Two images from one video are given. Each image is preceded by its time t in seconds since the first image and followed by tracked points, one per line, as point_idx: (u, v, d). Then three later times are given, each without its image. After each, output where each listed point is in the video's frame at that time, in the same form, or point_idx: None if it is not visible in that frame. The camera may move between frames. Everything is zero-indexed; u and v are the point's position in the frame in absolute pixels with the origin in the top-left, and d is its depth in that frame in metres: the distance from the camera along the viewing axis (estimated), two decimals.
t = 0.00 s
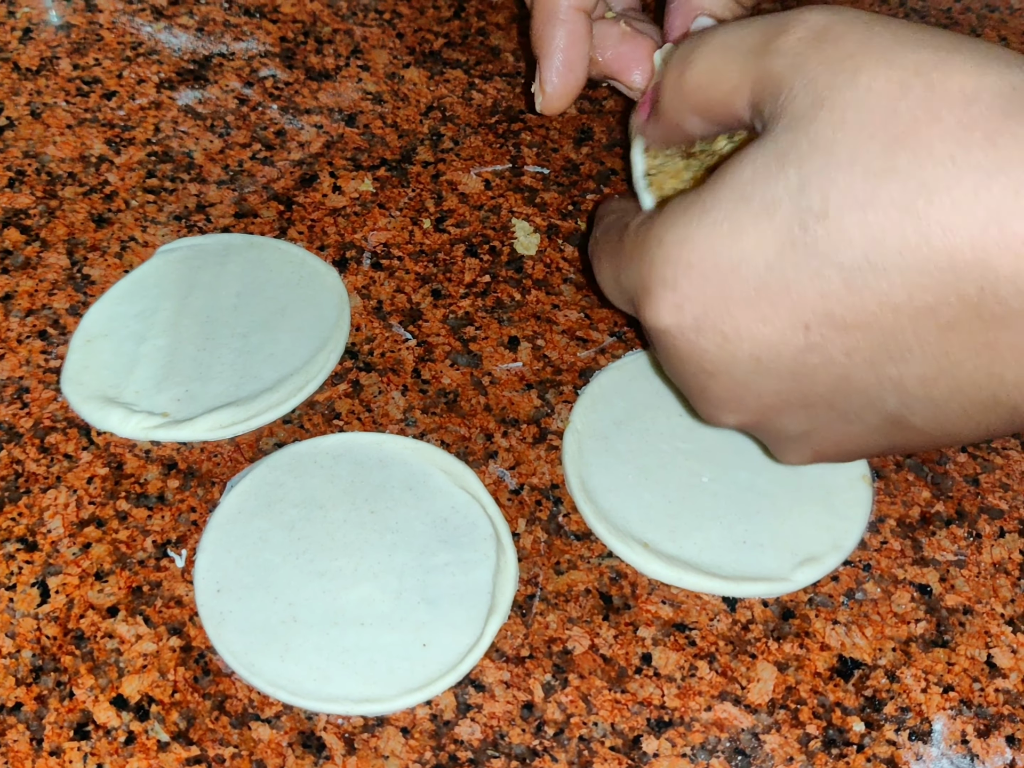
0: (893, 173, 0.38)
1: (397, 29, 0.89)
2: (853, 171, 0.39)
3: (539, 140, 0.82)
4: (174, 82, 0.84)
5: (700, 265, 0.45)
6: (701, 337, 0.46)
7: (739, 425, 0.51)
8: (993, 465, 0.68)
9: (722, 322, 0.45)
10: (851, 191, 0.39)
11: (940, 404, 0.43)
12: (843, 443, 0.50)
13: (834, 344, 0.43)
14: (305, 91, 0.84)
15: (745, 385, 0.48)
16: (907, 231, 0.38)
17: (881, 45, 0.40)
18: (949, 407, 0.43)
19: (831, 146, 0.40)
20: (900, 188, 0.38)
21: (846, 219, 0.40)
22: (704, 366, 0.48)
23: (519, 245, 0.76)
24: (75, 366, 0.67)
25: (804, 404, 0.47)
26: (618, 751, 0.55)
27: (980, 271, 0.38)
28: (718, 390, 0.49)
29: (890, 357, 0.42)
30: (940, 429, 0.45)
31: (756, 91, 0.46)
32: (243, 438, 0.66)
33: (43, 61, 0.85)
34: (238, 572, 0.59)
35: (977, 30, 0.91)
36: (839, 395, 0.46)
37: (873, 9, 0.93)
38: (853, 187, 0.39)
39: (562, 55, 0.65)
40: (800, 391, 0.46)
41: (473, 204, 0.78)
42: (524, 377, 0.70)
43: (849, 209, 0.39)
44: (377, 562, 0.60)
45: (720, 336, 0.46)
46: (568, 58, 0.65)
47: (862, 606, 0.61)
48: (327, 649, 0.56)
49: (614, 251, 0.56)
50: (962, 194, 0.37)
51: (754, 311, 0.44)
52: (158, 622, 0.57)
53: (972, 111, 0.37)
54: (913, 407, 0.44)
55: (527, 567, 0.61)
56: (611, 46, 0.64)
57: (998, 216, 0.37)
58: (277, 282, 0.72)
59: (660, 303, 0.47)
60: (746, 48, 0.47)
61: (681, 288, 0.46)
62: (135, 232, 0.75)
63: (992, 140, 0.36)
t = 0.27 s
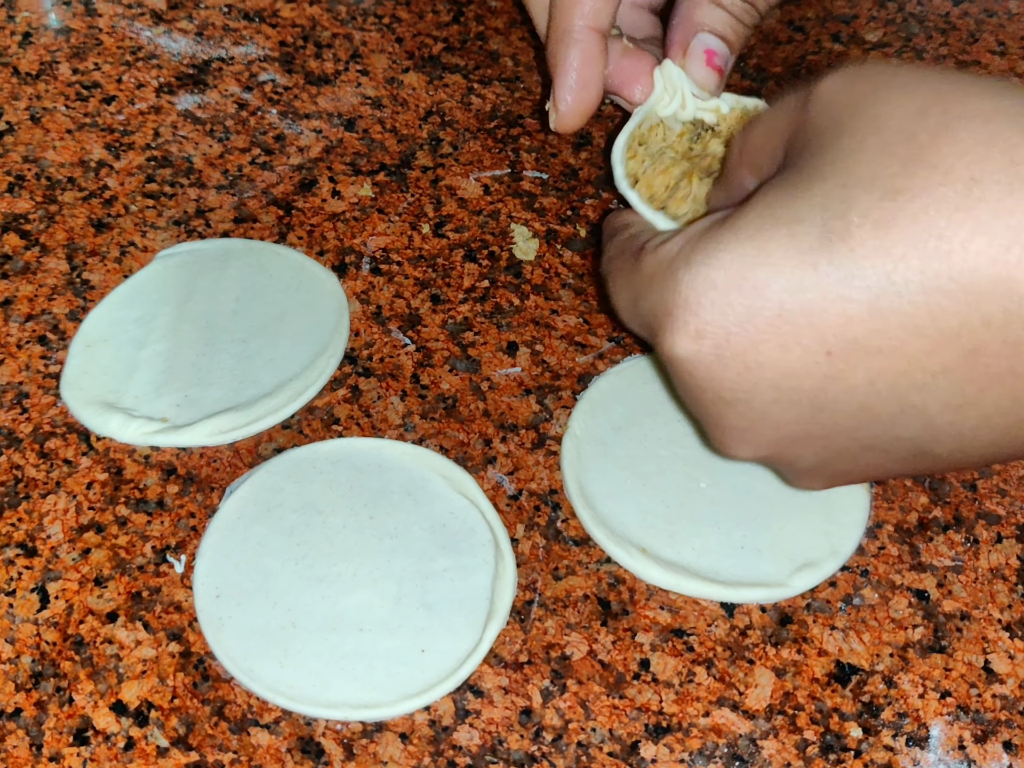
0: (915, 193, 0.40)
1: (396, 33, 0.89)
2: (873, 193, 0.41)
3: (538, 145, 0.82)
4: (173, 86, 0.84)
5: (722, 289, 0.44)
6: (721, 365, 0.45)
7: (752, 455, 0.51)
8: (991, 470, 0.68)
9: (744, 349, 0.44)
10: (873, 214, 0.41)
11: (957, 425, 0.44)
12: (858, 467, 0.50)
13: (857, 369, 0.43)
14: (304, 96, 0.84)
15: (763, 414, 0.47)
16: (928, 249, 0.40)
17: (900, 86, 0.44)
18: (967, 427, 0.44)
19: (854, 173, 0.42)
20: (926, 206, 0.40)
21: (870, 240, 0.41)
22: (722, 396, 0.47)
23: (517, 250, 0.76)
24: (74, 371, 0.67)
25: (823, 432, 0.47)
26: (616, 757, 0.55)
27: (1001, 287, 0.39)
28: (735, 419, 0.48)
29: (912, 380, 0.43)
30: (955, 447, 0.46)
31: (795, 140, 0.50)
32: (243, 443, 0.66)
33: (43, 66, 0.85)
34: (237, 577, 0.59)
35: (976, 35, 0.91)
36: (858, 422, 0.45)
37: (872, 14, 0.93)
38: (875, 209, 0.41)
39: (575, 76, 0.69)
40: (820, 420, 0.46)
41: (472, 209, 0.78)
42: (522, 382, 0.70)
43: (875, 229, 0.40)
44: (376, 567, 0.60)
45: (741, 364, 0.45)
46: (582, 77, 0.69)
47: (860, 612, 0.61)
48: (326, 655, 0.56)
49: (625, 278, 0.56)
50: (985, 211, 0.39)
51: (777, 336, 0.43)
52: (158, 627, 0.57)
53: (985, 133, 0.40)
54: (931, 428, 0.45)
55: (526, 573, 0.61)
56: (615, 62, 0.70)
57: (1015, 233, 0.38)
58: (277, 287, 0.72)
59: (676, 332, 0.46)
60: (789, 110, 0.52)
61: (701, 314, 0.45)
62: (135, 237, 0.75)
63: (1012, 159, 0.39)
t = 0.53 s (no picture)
0: (898, 166, 0.43)
1: (391, 36, 0.89)
2: (860, 167, 0.44)
3: (533, 148, 0.82)
4: (168, 90, 0.84)
5: (713, 238, 0.44)
6: (706, 319, 0.44)
7: (727, 442, 0.48)
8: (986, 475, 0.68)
9: (728, 301, 0.43)
10: (860, 182, 0.43)
11: (936, 399, 0.43)
12: (832, 462, 0.48)
13: (841, 325, 0.42)
14: (299, 99, 0.84)
15: (743, 380, 0.45)
16: (911, 207, 0.41)
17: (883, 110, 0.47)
18: (946, 402, 0.43)
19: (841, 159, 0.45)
20: (909, 176, 0.42)
21: (857, 200, 0.42)
22: (703, 358, 0.45)
23: (512, 254, 0.76)
24: (68, 374, 0.67)
25: (801, 407, 0.45)
26: (609, 761, 0.55)
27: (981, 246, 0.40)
28: (712, 385, 0.46)
29: (893, 343, 0.42)
30: (930, 433, 0.45)
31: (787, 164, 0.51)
32: (237, 447, 0.66)
33: (38, 69, 0.85)
34: (231, 581, 0.59)
35: (972, 38, 0.91)
36: (839, 392, 0.44)
37: (867, 17, 0.93)
38: (861, 175, 0.43)
39: (588, 99, 0.70)
40: (800, 386, 0.45)
41: (467, 213, 0.78)
42: (517, 386, 0.70)
43: (861, 192, 0.43)
44: (370, 571, 0.60)
45: (724, 317, 0.44)
46: (593, 99, 0.70)
47: (854, 617, 0.61)
48: (319, 659, 0.56)
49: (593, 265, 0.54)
50: (966, 174, 0.41)
51: (763, 290, 0.43)
52: (151, 631, 0.57)
53: (962, 124, 0.43)
54: (909, 402, 0.44)
55: (519, 577, 0.61)
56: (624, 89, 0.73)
57: (994, 194, 0.40)
58: (271, 290, 0.72)
59: (661, 286, 0.45)
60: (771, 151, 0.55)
61: (689, 264, 0.44)
62: (129, 241, 0.75)
63: (988, 137, 0.42)
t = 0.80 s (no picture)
0: (908, 212, 0.39)
1: (393, 36, 0.89)
2: (867, 214, 0.40)
3: (535, 147, 0.82)
4: (169, 88, 0.84)
5: (719, 310, 0.43)
6: (722, 383, 0.44)
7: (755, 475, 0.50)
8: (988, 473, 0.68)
9: (742, 369, 0.43)
10: (867, 234, 0.40)
11: (954, 437, 0.44)
12: (860, 483, 0.49)
13: (856, 385, 0.42)
14: (301, 98, 0.84)
15: (766, 432, 0.45)
16: (920, 270, 0.39)
17: (889, 100, 0.43)
18: (963, 439, 0.44)
19: (845, 194, 0.41)
20: (919, 226, 0.39)
21: (863, 255, 0.40)
22: (724, 414, 0.45)
23: (514, 253, 0.76)
24: (70, 373, 0.67)
25: (822, 447, 0.46)
26: (613, 760, 0.55)
27: (993, 304, 0.39)
28: (737, 437, 0.46)
29: (909, 394, 0.42)
30: (950, 462, 0.45)
31: (777, 157, 0.48)
32: (239, 446, 0.66)
33: (39, 67, 0.85)
34: (233, 580, 0.59)
35: (973, 37, 0.91)
36: (856, 437, 0.45)
37: (869, 16, 0.93)
38: (869, 225, 0.40)
39: (600, 84, 0.67)
40: (821, 435, 0.45)
41: (469, 212, 0.78)
42: (519, 385, 0.70)
43: (868, 247, 0.40)
44: (372, 570, 0.60)
45: (740, 381, 0.44)
46: (604, 84, 0.67)
47: (857, 615, 0.61)
48: (321, 658, 0.56)
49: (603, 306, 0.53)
50: (977, 231, 0.38)
51: (774, 356, 0.42)
52: (153, 630, 0.57)
53: (971, 156, 0.39)
54: (926, 441, 0.44)
55: (522, 576, 0.61)
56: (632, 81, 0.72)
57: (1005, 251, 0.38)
58: (273, 289, 0.72)
59: (673, 353, 0.45)
60: (766, 112, 0.49)
61: (698, 335, 0.43)
62: (131, 239, 0.75)
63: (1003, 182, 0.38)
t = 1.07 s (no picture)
0: (891, 180, 0.42)
1: (394, 34, 0.89)
2: (850, 182, 0.43)
3: (536, 145, 0.82)
4: (171, 87, 0.84)
5: (709, 269, 0.44)
6: (707, 344, 0.45)
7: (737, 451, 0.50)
8: (989, 471, 0.68)
9: (726, 329, 0.44)
10: (851, 200, 0.42)
11: (933, 407, 0.45)
12: (840, 462, 0.50)
13: (838, 347, 0.43)
14: (302, 96, 0.84)
15: (749, 398, 0.46)
16: (900, 230, 0.41)
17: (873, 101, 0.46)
18: (943, 408, 0.45)
19: (829, 169, 0.44)
20: (900, 192, 0.42)
21: (848, 222, 0.42)
22: (706, 379, 0.46)
23: (515, 251, 0.76)
24: (71, 371, 0.67)
25: (802, 418, 0.47)
26: (614, 757, 0.55)
27: (973, 266, 0.41)
28: (718, 404, 0.47)
29: (889, 359, 0.43)
30: (931, 435, 0.46)
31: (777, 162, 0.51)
32: (240, 443, 0.66)
33: (40, 66, 0.85)
34: (235, 577, 0.59)
35: (974, 36, 0.92)
36: (838, 406, 0.46)
37: (870, 15, 0.93)
38: (853, 195, 0.42)
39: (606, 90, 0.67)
40: (802, 403, 0.46)
41: (470, 210, 0.78)
42: (520, 383, 0.70)
43: (851, 212, 0.42)
44: (374, 567, 0.60)
45: (726, 342, 0.45)
46: (612, 91, 0.67)
47: (858, 612, 0.61)
48: (323, 655, 0.56)
49: (590, 272, 0.53)
50: (955, 195, 0.41)
51: (759, 317, 0.43)
52: (155, 627, 0.57)
53: (954, 131, 0.42)
54: (907, 411, 0.45)
55: (523, 573, 0.61)
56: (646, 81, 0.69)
57: (981, 214, 0.41)
58: (274, 287, 0.72)
59: (661, 315, 0.46)
60: (767, 131, 0.54)
61: (688, 292, 0.44)
62: (132, 237, 0.75)
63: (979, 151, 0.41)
